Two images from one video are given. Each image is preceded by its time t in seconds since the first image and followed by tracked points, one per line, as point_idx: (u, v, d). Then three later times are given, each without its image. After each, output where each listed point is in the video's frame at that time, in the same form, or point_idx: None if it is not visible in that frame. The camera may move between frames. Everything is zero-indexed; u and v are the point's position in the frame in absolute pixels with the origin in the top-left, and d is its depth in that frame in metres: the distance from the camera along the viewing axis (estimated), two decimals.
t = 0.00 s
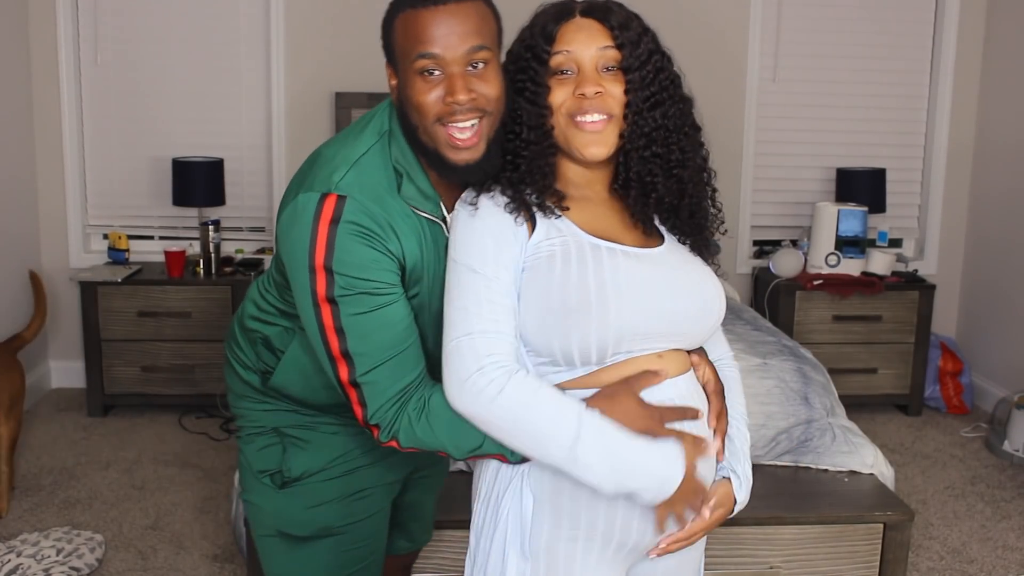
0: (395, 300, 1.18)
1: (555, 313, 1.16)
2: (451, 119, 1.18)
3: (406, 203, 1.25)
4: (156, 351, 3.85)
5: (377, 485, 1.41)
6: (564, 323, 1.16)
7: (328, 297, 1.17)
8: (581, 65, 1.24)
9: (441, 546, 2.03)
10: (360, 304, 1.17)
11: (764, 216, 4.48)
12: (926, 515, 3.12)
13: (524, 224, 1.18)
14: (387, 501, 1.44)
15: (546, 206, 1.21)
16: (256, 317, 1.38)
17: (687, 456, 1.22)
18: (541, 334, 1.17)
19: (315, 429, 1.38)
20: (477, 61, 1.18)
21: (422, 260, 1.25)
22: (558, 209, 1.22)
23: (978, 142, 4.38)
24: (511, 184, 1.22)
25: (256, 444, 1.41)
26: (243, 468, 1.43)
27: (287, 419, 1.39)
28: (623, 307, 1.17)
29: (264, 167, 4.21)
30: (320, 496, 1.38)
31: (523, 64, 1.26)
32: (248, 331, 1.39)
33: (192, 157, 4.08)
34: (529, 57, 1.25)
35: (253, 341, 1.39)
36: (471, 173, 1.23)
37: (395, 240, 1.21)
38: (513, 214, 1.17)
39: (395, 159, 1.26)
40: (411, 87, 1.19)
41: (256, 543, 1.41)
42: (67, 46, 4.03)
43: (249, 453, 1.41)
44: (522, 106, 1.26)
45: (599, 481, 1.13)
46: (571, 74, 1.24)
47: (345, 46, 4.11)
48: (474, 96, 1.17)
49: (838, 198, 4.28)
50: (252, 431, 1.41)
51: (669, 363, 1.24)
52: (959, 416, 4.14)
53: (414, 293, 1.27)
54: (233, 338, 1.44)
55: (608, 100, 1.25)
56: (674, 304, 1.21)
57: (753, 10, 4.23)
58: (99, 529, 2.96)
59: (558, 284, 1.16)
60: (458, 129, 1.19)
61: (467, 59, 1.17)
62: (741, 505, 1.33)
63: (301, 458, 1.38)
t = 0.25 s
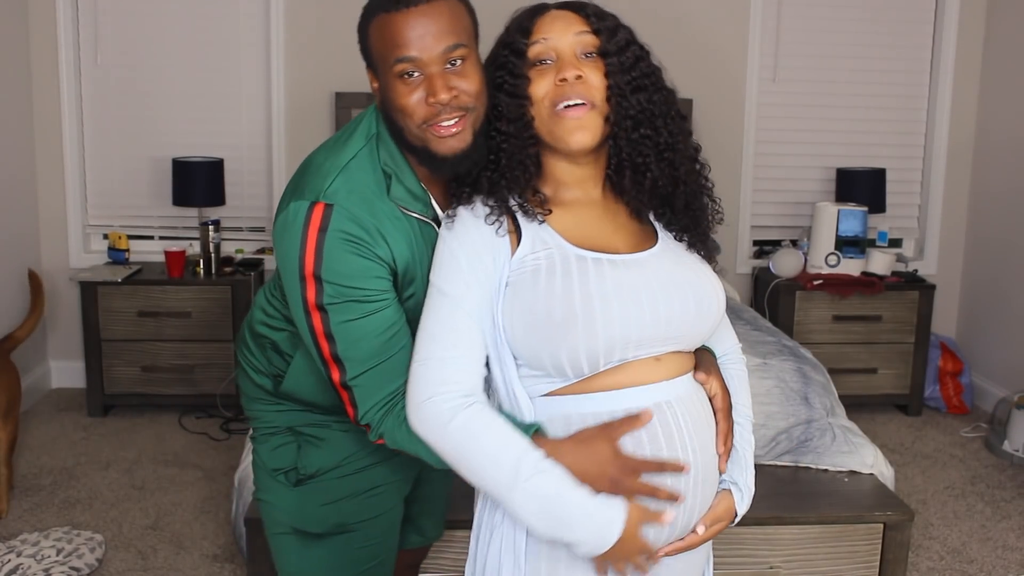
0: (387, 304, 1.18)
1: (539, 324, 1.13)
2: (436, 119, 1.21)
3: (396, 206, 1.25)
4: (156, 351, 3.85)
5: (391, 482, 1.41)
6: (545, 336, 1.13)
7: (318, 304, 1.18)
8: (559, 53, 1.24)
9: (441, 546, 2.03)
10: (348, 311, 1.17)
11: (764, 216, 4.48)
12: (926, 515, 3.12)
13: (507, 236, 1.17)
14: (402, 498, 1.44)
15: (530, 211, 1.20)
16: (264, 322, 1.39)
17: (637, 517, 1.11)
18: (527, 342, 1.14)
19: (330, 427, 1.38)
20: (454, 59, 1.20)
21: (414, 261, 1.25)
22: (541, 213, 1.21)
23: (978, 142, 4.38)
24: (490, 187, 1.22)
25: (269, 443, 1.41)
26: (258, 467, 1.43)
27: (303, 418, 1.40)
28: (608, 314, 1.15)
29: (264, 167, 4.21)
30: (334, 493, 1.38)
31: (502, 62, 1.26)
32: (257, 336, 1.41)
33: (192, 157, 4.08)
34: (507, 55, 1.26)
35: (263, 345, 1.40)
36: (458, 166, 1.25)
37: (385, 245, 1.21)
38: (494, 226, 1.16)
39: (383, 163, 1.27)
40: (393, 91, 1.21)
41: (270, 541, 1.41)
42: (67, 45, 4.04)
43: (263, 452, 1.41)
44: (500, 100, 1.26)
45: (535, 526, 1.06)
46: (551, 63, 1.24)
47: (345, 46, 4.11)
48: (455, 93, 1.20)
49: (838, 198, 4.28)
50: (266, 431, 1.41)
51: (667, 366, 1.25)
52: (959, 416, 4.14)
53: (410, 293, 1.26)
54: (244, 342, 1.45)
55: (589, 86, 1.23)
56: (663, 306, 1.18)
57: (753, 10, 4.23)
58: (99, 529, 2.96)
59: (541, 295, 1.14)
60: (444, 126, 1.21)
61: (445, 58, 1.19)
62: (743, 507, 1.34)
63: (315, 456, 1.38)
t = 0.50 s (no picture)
0: (370, 319, 1.20)
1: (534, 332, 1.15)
2: (428, 128, 1.20)
3: (389, 214, 1.25)
4: (156, 351, 3.86)
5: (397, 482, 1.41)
6: (545, 344, 1.15)
7: (301, 313, 1.19)
8: (552, 76, 1.23)
9: (440, 546, 2.03)
10: (331, 321, 1.20)
11: (765, 216, 4.48)
12: (926, 515, 3.12)
13: (500, 245, 1.18)
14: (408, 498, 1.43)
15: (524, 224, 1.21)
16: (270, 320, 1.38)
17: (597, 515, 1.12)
18: (522, 348, 1.16)
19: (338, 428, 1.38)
20: (444, 67, 1.19)
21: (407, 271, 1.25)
22: (536, 226, 1.23)
23: (978, 142, 4.37)
24: (484, 203, 1.24)
25: (277, 444, 1.40)
26: (265, 467, 1.43)
27: (310, 419, 1.39)
28: (610, 321, 1.16)
29: (264, 167, 4.21)
30: (341, 493, 1.38)
31: (493, 77, 1.26)
32: (265, 335, 1.39)
33: (192, 158, 4.08)
34: (498, 69, 1.25)
35: (268, 344, 1.39)
36: (458, 169, 1.25)
37: (374, 256, 1.21)
38: (487, 235, 1.18)
39: (379, 170, 1.26)
40: (383, 101, 1.20)
41: (279, 542, 1.41)
42: (67, 45, 4.04)
43: (269, 452, 1.41)
44: (493, 121, 1.27)
45: (501, 530, 1.11)
46: (542, 85, 1.23)
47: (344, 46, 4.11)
48: (447, 102, 1.19)
49: (838, 198, 4.28)
50: (273, 431, 1.41)
51: (670, 365, 1.25)
52: (959, 416, 4.14)
53: (403, 302, 1.26)
54: (251, 339, 1.45)
55: (580, 111, 1.24)
56: (663, 304, 1.20)
57: (753, 10, 4.23)
58: (99, 529, 2.96)
59: (539, 305, 1.15)
60: (437, 137, 1.21)
61: (435, 66, 1.18)
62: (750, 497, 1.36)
63: (321, 457, 1.38)
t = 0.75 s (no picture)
0: (357, 326, 1.22)
1: (549, 337, 1.14)
2: (430, 134, 1.20)
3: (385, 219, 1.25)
4: (156, 351, 3.86)
5: (395, 484, 1.40)
6: (561, 349, 1.14)
7: (288, 312, 1.21)
8: (558, 65, 1.23)
9: (440, 546, 2.03)
10: (318, 324, 1.21)
11: (764, 216, 4.48)
12: (926, 515, 3.12)
13: (512, 247, 1.17)
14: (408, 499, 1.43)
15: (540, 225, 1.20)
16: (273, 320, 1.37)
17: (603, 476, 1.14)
18: (535, 352, 1.16)
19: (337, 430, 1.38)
20: (446, 71, 1.19)
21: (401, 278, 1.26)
22: (549, 224, 1.21)
23: (978, 142, 4.38)
24: (496, 201, 1.22)
25: (276, 444, 1.40)
26: (265, 467, 1.43)
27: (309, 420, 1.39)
28: (626, 327, 1.15)
29: (264, 167, 4.21)
30: (340, 495, 1.38)
31: (500, 73, 1.26)
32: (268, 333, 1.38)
33: (192, 158, 4.07)
34: (505, 65, 1.25)
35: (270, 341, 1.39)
36: (457, 175, 1.25)
37: (368, 262, 1.22)
38: (500, 236, 1.17)
39: (379, 174, 1.26)
40: (386, 107, 1.20)
41: (279, 542, 1.41)
42: (67, 45, 4.04)
43: (268, 452, 1.41)
44: (501, 114, 1.26)
45: (506, 507, 1.11)
46: (549, 75, 1.23)
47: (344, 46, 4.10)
48: (449, 107, 1.19)
49: (838, 198, 4.28)
50: (272, 430, 1.41)
51: (678, 370, 1.26)
52: (959, 416, 4.14)
53: (396, 307, 1.27)
54: (253, 338, 1.44)
55: (589, 97, 1.23)
56: (676, 315, 1.19)
57: (753, 9, 4.23)
58: (99, 529, 2.96)
59: (556, 310, 1.14)
60: (439, 142, 1.21)
61: (437, 71, 1.18)
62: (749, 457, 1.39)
63: (319, 460, 1.37)
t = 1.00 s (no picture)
0: (359, 328, 1.21)
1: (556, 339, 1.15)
2: (435, 123, 1.20)
3: (391, 219, 1.25)
4: (156, 351, 3.86)
5: (397, 483, 1.40)
6: (567, 352, 1.15)
7: (291, 313, 1.20)
8: (568, 82, 1.21)
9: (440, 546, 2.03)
10: (321, 325, 1.20)
11: (764, 216, 4.48)
12: (926, 515, 3.12)
13: (521, 245, 1.18)
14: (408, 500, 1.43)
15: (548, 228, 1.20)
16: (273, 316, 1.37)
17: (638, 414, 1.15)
18: (542, 354, 1.16)
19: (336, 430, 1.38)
20: (452, 61, 1.20)
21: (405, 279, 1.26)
22: (560, 227, 1.22)
23: (978, 142, 4.38)
24: (504, 206, 1.22)
25: (276, 442, 1.41)
26: (265, 466, 1.43)
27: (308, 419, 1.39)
28: (636, 326, 1.16)
29: (264, 167, 4.21)
30: (338, 495, 1.37)
31: (509, 82, 1.23)
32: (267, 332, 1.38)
33: (192, 158, 4.08)
34: (514, 75, 1.23)
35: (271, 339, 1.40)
36: (461, 167, 1.24)
37: (373, 263, 1.21)
38: (510, 236, 1.17)
39: (384, 175, 1.26)
40: (391, 97, 1.21)
41: (278, 542, 1.41)
42: (67, 46, 4.04)
43: (268, 450, 1.41)
44: (508, 127, 1.24)
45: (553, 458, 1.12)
46: (559, 92, 1.21)
47: (344, 46, 4.11)
48: (454, 96, 1.19)
49: (838, 198, 4.28)
50: (272, 429, 1.41)
51: (679, 369, 1.26)
52: (959, 416, 4.14)
53: (398, 309, 1.27)
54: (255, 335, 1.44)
55: (598, 117, 1.22)
56: (682, 321, 1.20)
57: (753, 10, 4.23)
58: (99, 529, 2.96)
59: (565, 312, 1.14)
60: (445, 130, 1.21)
61: (443, 60, 1.19)
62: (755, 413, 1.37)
63: (318, 460, 1.37)
